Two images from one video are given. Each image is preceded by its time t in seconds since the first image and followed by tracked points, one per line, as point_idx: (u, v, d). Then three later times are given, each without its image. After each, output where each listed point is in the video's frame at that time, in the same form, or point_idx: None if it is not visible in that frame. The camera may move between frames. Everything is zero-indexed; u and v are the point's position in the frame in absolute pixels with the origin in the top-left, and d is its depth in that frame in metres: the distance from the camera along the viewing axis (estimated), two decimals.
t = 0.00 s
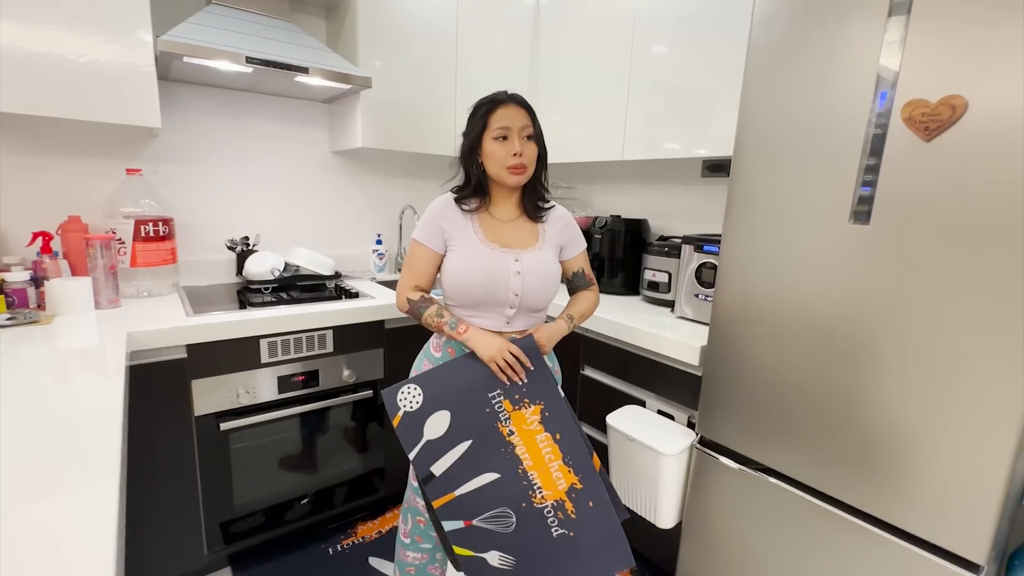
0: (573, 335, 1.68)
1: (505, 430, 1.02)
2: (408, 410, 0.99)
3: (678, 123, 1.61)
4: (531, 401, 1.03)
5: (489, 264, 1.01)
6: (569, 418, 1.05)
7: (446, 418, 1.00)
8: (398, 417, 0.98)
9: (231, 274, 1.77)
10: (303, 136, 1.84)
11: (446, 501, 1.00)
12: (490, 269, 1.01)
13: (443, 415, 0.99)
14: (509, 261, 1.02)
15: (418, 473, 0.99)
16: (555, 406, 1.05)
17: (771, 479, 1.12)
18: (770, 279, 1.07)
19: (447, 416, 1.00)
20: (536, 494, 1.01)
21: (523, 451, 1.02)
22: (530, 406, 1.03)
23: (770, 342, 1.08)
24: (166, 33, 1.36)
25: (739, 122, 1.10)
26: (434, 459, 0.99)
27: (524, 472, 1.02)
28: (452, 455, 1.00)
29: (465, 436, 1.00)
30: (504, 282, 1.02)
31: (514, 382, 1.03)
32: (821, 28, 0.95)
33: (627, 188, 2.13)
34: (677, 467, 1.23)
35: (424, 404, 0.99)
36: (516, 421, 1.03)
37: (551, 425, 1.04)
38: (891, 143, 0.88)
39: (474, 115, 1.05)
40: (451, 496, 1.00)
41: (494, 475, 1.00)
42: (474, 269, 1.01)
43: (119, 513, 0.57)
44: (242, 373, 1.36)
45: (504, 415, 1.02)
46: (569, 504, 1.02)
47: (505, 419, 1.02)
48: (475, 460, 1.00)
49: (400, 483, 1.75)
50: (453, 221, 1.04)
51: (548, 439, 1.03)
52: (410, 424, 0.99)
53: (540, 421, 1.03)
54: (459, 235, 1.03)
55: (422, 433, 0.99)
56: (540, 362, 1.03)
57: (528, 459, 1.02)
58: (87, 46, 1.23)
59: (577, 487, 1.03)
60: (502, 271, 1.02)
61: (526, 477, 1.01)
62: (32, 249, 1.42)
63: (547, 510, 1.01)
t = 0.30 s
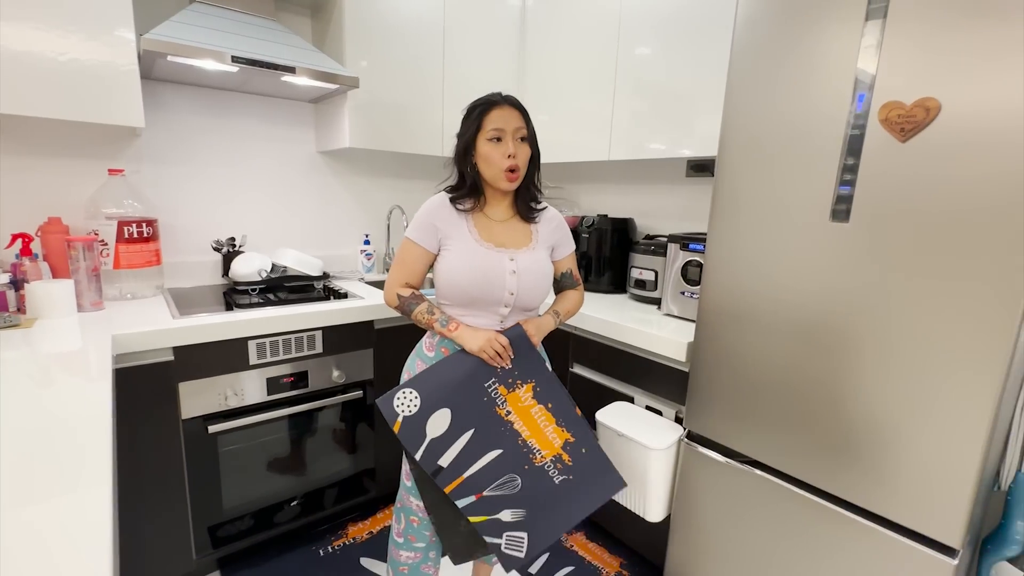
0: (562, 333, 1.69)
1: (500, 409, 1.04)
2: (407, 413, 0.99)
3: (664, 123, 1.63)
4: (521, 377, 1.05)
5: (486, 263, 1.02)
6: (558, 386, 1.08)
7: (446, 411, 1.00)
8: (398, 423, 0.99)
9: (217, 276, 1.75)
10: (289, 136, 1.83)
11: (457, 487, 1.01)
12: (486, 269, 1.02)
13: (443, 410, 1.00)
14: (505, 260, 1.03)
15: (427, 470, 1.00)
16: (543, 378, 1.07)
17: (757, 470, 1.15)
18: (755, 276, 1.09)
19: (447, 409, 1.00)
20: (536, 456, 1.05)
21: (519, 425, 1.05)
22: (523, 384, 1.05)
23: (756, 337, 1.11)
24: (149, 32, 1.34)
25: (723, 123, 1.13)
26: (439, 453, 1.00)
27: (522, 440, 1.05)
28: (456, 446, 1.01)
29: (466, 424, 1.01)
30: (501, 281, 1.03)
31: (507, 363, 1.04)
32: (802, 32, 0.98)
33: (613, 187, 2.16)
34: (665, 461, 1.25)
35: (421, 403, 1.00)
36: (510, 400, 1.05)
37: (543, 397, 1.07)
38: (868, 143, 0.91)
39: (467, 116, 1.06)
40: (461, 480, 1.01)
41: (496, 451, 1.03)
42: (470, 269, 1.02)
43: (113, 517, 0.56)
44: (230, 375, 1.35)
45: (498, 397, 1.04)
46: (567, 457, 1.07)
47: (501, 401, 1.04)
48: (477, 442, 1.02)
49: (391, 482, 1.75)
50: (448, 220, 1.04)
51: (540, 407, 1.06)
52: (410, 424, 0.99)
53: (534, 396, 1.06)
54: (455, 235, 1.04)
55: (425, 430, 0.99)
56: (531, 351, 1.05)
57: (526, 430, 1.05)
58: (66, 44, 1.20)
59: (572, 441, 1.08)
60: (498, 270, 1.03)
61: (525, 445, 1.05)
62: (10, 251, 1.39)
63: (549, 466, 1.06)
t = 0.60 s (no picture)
0: (553, 333, 1.70)
1: (499, 406, 1.04)
2: (410, 425, 0.99)
3: (653, 123, 1.64)
4: (516, 373, 1.06)
5: (481, 264, 1.02)
6: (551, 374, 1.10)
7: (449, 418, 1.00)
8: (402, 437, 0.98)
9: (205, 277, 1.73)
10: (278, 135, 1.81)
11: (468, 487, 1.03)
12: (481, 269, 1.02)
13: (446, 418, 1.00)
14: (499, 260, 1.03)
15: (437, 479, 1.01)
16: (536, 370, 1.08)
17: (747, 466, 1.17)
18: (745, 275, 1.10)
19: (449, 417, 1.00)
20: (534, 439, 1.09)
21: (517, 417, 1.06)
22: (519, 379, 1.06)
23: (746, 335, 1.12)
24: (134, 29, 1.32)
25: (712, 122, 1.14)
26: (446, 458, 1.01)
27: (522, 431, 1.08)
28: (461, 450, 1.02)
29: (469, 427, 1.02)
30: (496, 282, 1.03)
31: (506, 362, 1.04)
32: (789, 33, 0.99)
33: (604, 186, 2.17)
34: (656, 458, 1.26)
35: (423, 414, 0.99)
36: (508, 396, 1.05)
37: (538, 388, 1.09)
38: (854, 142, 0.93)
39: (457, 115, 1.06)
40: (470, 480, 1.03)
41: (499, 446, 1.05)
42: (465, 269, 1.02)
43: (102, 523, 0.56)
44: (219, 377, 1.34)
45: (497, 396, 1.04)
46: (558, 432, 1.12)
47: (500, 399, 1.04)
48: (481, 441, 1.03)
49: (383, 483, 1.73)
50: (442, 220, 1.04)
51: (534, 397, 1.08)
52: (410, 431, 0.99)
53: (531, 390, 1.07)
54: (449, 236, 1.04)
55: (431, 440, 0.99)
56: (526, 351, 1.05)
57: (524, 421, 1.07)
58: (50, 42, 1.18)
59: (563, 418, 1.12)
60: (493, 270, 1.03)
61: (523, 433, 1.07)
62: None
63: (545, 444, 1.10)
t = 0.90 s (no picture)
0: (548, 331, 1.70)
1: (497, 404, 1.03)
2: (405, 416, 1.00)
3: (646, 120, 1.65)
4: (514, 372, 1.04)
5: (474, 262, 1.02)
6: (552, 373, 1.08)
7: (445, 414, 1.01)
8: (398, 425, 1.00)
9: (198, 277, 1.72)
10: (270, 134, 1.80)
11: (467, 484, 1.04)
12: (475, 268, 1.02)
13: (441, 413, 1.01)
14: (493, 259, 1.03)
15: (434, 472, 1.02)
16: (535, 370, 1.06)
17: (742, 461, 1.18)
18: (739, 271, 1.11)
19: (444, 412, 1.01)
20: (537, 442, 1.07)
21: (516, 417, 1.05)
22: (517, 377, 1.05)
23: (739, 331, 1.13)
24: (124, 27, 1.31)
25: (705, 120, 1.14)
26: (441, 453, 1.02)
27: (523, 431, 1.06)
28: (458, 446, 1.02)
29: (466, 424, 1.02)
30: (489, 280, 1.03)
31: (503, 359, 1.03)
32: (781, 30, 0.99)
33: (598, 184, 2.17)
34: (653, 455, 1.27)
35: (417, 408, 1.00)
36: (505, 395, 1.04)
37: (538, 387, 1.06)
38: (846, 139, 0.93)
39: (451, 115, 1.06)
40: (469, 478, 1.04)
41: (498, 445, 1.04)
42: (459, 268, 1.02)
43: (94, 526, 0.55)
44: (213, 377, 1.33)
45: (493, 394, 1.03)
46: (566, 434, 1.09)
47: (497, 398, 1.03)
48: (479, 439, 1.03)
49: (378, 482, 1.73)
50: (436, 220, 1.04)
51: (535, 398, 1.06)
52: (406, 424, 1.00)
53: (529, 389, 1.06)
54: (443, 235, 1.04)
55: (426, 434, 1.01)
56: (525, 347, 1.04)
57: (524, 421, 1.06)
58: (38, 40, 1.17)
59: (569, 421, 1.09)
60: (486, 269, 1.03)
61: (524, 434, 1.06)
62: None
63: (550, 447, 1.08)
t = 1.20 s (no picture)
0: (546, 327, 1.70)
1: (496, 405, 1.03)
2: (398, 390, 0.99)
3: (644, 116, 1.64)
4: (521, 376, 1.04)
5: (468, 263, 1.02)
6: (560, 391, 1.07)
7: (439, 397, 1.00)
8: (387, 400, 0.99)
9: (195, 276, 1.72)
10: (266, 131, 1.79)
11: (441, 478, 1.00)
12: (469, 268, 1.02)
13: (434, 394, 1.00)
14: (487, 259, 1.03)
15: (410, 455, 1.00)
16: (545, 381, 1.06)
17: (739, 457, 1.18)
18: (735, 267, 1.11)
19: (438, 393, 1.00)
20: (528, 463, 1.04)
21: (513, 425, 1.04)
22: (522, 382, 1.04)
23: (736, 327, 1.13)
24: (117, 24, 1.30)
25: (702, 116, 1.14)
26: (426, 439, 0.99)
27: (516, 443, 1.04)
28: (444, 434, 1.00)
29: (458, 414, 1.01)
30: (484, 280, 1.03)
31: (507, 359, 1.03)
32: (777, 25, 0.99)
33: (596, 180, 2.17)
34: (650, 452, 1.27)
35: (413, 383, 1.00)
36: (508, 397, 1.04)
37: (542, 399, 1.06)
38: (842, 135, 0.93)
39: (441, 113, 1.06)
40: (446, 472, 1.00)
41: (486, 448, 1.02)
42: (453, 268, 1.02)
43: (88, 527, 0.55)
44: (211, 376, 1.33)
45: (494, 392, 1.03)
46: (562, 467, 1.06)
47: (496, 396, 1.03)
48: (468, 435, 1.01)
49: (376, 480, 1.73)
50: (430, 220, 1.05)
51: (538, 411, 1.05)
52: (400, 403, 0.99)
53: (532, 396, 1.05)
54: (437, 235, 1.04)
55: (413, 411, 0.99)
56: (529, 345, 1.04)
57: (520, 432, 1.04)
58: (30, 37, 1.16)
59: (568, 452, 1.06)
60: (481, 269, 1.03)
61: (516, 446, 1.04)
62: None
63: (541, 475, 1.05)
